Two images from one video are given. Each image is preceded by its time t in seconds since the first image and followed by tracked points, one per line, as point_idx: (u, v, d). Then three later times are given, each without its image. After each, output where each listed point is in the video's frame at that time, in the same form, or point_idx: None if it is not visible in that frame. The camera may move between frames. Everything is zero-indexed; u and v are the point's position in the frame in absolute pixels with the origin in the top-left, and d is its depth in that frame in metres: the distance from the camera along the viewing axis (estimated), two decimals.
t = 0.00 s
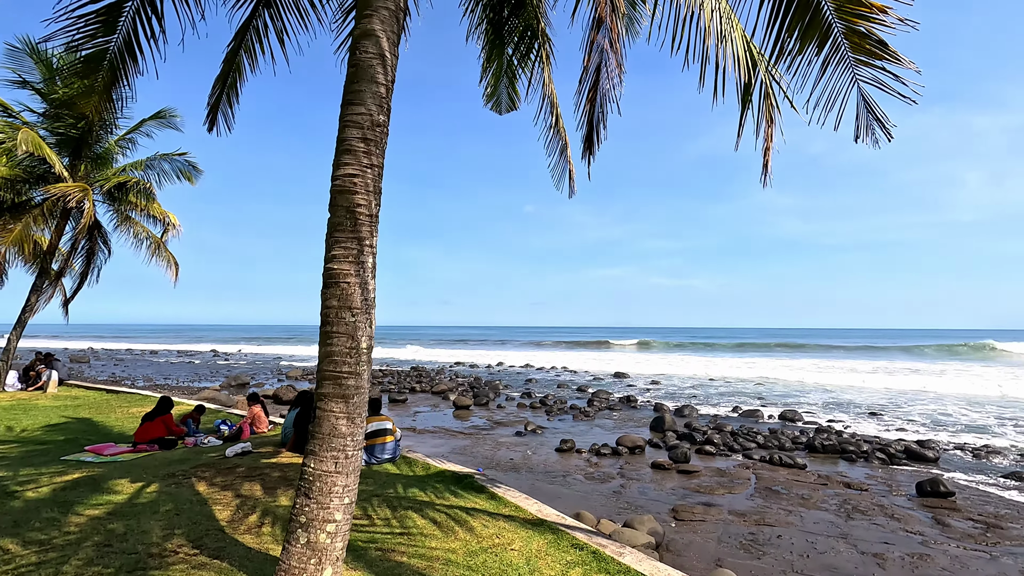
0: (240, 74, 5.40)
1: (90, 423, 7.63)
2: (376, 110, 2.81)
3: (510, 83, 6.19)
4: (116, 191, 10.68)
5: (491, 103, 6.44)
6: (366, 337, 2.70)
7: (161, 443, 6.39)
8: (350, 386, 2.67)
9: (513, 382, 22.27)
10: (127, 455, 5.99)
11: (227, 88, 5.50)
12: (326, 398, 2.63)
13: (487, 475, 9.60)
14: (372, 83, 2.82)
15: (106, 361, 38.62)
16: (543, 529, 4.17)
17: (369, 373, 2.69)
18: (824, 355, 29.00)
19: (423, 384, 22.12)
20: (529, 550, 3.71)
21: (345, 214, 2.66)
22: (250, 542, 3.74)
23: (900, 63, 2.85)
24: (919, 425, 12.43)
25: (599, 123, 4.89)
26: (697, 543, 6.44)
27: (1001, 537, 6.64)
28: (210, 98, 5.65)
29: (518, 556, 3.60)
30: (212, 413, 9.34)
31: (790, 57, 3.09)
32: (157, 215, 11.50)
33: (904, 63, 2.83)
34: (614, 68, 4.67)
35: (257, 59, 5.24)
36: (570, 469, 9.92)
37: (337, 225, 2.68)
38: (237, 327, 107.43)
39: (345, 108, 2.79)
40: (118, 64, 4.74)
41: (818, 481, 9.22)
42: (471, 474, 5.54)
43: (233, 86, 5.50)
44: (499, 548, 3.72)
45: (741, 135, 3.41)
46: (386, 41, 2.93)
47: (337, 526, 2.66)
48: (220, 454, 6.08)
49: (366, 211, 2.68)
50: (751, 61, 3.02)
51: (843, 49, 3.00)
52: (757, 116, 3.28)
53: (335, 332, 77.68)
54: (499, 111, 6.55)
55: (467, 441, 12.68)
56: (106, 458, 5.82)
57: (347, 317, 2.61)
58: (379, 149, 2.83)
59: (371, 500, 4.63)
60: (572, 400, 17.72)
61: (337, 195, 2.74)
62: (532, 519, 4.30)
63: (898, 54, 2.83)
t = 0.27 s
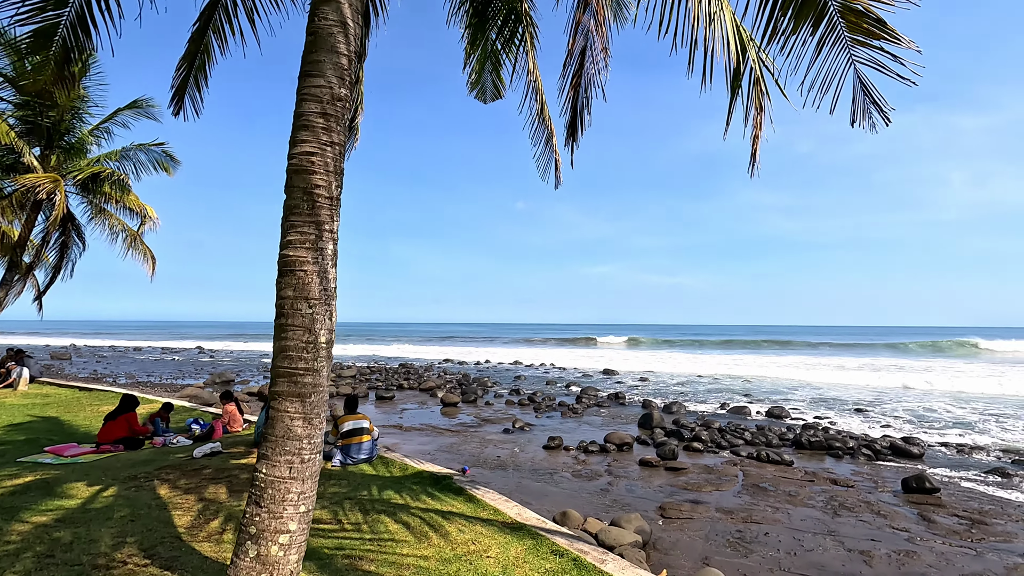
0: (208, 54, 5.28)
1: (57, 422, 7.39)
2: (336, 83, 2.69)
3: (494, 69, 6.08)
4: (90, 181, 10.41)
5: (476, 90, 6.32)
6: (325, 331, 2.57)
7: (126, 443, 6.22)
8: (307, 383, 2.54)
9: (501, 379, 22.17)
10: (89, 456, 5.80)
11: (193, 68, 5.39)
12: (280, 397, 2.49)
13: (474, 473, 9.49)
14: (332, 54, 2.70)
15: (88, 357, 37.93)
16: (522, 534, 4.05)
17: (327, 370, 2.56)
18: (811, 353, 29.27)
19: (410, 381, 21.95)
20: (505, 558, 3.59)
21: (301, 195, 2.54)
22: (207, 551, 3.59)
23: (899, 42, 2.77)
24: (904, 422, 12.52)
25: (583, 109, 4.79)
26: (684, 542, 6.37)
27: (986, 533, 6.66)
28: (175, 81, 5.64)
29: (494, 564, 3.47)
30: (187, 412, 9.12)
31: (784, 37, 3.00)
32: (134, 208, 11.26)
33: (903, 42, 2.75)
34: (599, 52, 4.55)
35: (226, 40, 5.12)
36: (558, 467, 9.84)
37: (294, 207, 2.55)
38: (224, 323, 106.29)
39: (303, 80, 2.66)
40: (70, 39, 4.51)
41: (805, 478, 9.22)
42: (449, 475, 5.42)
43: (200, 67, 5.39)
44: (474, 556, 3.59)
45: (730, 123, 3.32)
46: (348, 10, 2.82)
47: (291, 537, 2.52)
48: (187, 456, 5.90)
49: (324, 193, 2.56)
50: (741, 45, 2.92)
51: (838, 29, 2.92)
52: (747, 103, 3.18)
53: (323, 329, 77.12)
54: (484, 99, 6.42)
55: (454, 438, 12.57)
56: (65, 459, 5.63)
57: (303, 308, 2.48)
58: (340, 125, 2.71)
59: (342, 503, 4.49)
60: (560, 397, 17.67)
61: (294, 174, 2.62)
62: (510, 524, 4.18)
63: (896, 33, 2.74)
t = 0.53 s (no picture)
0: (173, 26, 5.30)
1: (20, 420, 7.15)
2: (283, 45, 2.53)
3: (477, 53, 5.94)
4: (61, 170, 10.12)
5: (457, 75, 6.17)
6: (272, 320, 2.43)
7: (87, 441, 6.06)
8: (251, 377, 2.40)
9: (490, 374, 22.06)
10: (45, 455, 5.62)
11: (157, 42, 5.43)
12: (221, 392, 2.36)
13: (459, 469, 9.37)
14: (279, 12, 2.53)
15: (70, 353, 37.26)
16: (497, 537, 3.92)
17: (274, 363, 2.43)
18: (798, 348, 29.52)
19: (398, 377, 21.76)
20: (477, 563, 3.46)
21: (245, 168, 2.40)
22: (155, 559, 3.44)
23: (896, 15, 2.71)
24: (889, 416, 12.60)
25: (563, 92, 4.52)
26: (671, 538, 6.31)
27: (970, 527, 6.67)
28: (136, 58, 5.63)
29: (464, 570, 3.35)
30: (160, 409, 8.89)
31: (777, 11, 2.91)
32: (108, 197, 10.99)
33: (901, 14, 2.68)
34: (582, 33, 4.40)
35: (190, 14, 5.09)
36: (545, 463, 9.75)
37: (236, 181, 2.40)
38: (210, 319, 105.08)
39: (247, 41, 2.49)
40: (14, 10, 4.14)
41: (791, 473, 9.22)
42: (425, 474, 5.29)
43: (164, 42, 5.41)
44: (444, 562, 3.46)
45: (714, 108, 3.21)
46: None
47: (231, 548, 2.40)
48: (149, 455, 5.72)
49: (271, 166, 2.42)
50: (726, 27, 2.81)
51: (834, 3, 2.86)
52: (732, 86, 3.08)
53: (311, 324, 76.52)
54: (466, 84, 6.28)
55: (440, 434, 12.44)
56: (20, 459, 5.44)
57: (246, 295, 2.34)
58: (288, 91, 2.55)
59: (308, 505, 4.34)
60: (548, 392, 17.60)
61: (237, 145, 2.46)
62: (484, 526, 4.05)
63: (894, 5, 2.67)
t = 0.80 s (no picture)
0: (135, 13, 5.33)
1: None
2: (230, 11, 2.36)
3: (462, 40, 5.80)
4: (33, 160, 9.87)
5: (441, 61, 6.00)
6: (219, 318, 2.25)
7: (49, 444, 5.88)
8: (194, 382, 2.22)
9: (481, 371, 21.96)
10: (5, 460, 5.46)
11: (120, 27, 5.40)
12: (160, 397, 2.17)
13: (448, 468, 9.25)
14: None
15: (55, 350, 36.81)
16: (478, 548, 3.79)
17: (220, 365, 2.25)
18: (788, 345, 29.69)
19: (388, 374, 21.63)
20: None
21: (187, 145, 2.21)
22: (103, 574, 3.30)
23: None
24: (878, 413, 12.64)
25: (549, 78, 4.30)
26: (662, 538, 6.22)
27: (960, 525, 6.65)
28: (100, 41, 5.64)
29: None
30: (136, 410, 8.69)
31: None
32: (84, 191, 10.74)
33: None
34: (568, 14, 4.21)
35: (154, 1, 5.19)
36: (535, 461, 9.65)
37: (178, 159, 2.22)
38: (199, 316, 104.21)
39: (190, 7, 2.32)
40: None
41: (782, 470, 9.18)
42: (405, 478, 5.15)
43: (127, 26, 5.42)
44: None
45: (705, 97, 3.08)
46: None
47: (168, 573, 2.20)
48: (115, 460, 5.55)
49: (217, 144, 2.24)
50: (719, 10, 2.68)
51: None
52: (724, 72, 2.94)
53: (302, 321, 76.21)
54: (451, 71, 6.10)
55: (430, 432, 12.32)
56: None
57: (187, 290, 2.17)
58: (238, 61, 2.37)
59: (278, 513, 4.18)
60: (539, 390, 17.53)
61: (178, 119, 2.27)
62: (465, 536, 3.90)
63: None
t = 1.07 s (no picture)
0: None
1: None
2: None
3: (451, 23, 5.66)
4: (12, 152, 9.61)
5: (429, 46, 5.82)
6: (159, 308, 2.21)
7: (16, 446, 5.73)
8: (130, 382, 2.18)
9: (476, 369, 21.80)
10: None
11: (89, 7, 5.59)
12: (93, 398, 2.13)
13: (441, 467, 9.11)
14: None
15: (45, 348, 36.31)
16: (462, 560, 3.65)
17: (160, 361, 2.22)
18: (784, 343, 29.68)
19: (382, 372, 21.43)
20: None
21: (121, 109, 2.16)
22: None
23: None
24: (874, 412, 12.60)
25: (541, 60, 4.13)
26: (657, 539, 6.12)
27: (959, 524, 6.57)
28: (69, 20, 5.79)
29: None
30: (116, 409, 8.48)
31: None
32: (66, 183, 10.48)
33: None
34: None
35: None
36: (529, 460, 9.52)
37: (111, 126, 2.16)
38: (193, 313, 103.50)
39: None
40: None
41: (778, 469, 9.10)
42: (388, 482, 5.01)
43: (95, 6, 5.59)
44: None
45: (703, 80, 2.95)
46: None
47: None
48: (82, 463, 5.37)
49: (154, 109, 2.20)
50: None
51: None
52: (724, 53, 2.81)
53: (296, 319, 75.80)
54: (439, 57, 5.94)
55: (423, 431, 12.17)
56: None
57: (122, 279, 2.12)
58: (179, 18, 2.30)
59: (250, 521, 3.98)
60: (535, 388, 17.39)
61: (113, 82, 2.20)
62: (447, 547, 3.76)
63: None
